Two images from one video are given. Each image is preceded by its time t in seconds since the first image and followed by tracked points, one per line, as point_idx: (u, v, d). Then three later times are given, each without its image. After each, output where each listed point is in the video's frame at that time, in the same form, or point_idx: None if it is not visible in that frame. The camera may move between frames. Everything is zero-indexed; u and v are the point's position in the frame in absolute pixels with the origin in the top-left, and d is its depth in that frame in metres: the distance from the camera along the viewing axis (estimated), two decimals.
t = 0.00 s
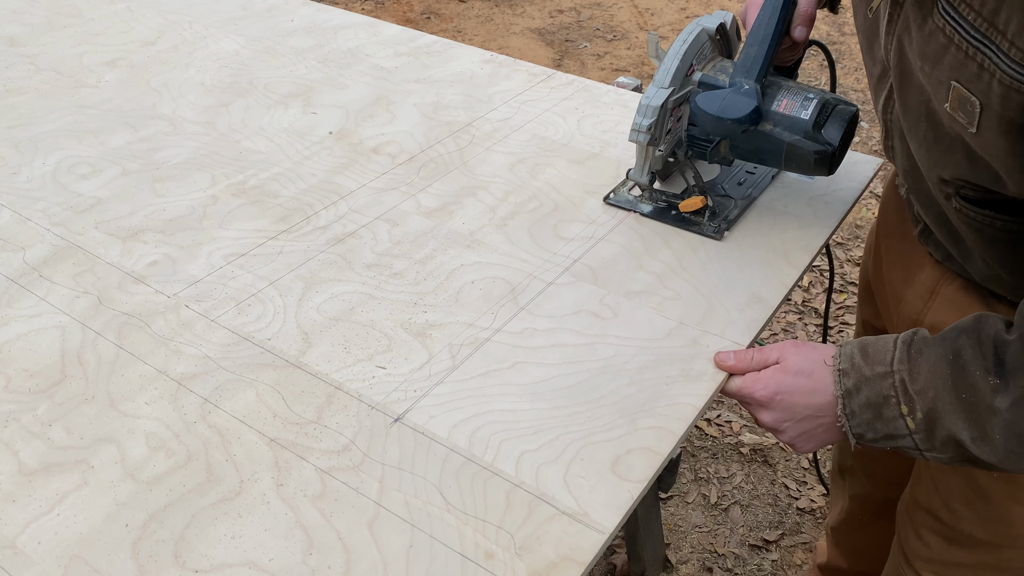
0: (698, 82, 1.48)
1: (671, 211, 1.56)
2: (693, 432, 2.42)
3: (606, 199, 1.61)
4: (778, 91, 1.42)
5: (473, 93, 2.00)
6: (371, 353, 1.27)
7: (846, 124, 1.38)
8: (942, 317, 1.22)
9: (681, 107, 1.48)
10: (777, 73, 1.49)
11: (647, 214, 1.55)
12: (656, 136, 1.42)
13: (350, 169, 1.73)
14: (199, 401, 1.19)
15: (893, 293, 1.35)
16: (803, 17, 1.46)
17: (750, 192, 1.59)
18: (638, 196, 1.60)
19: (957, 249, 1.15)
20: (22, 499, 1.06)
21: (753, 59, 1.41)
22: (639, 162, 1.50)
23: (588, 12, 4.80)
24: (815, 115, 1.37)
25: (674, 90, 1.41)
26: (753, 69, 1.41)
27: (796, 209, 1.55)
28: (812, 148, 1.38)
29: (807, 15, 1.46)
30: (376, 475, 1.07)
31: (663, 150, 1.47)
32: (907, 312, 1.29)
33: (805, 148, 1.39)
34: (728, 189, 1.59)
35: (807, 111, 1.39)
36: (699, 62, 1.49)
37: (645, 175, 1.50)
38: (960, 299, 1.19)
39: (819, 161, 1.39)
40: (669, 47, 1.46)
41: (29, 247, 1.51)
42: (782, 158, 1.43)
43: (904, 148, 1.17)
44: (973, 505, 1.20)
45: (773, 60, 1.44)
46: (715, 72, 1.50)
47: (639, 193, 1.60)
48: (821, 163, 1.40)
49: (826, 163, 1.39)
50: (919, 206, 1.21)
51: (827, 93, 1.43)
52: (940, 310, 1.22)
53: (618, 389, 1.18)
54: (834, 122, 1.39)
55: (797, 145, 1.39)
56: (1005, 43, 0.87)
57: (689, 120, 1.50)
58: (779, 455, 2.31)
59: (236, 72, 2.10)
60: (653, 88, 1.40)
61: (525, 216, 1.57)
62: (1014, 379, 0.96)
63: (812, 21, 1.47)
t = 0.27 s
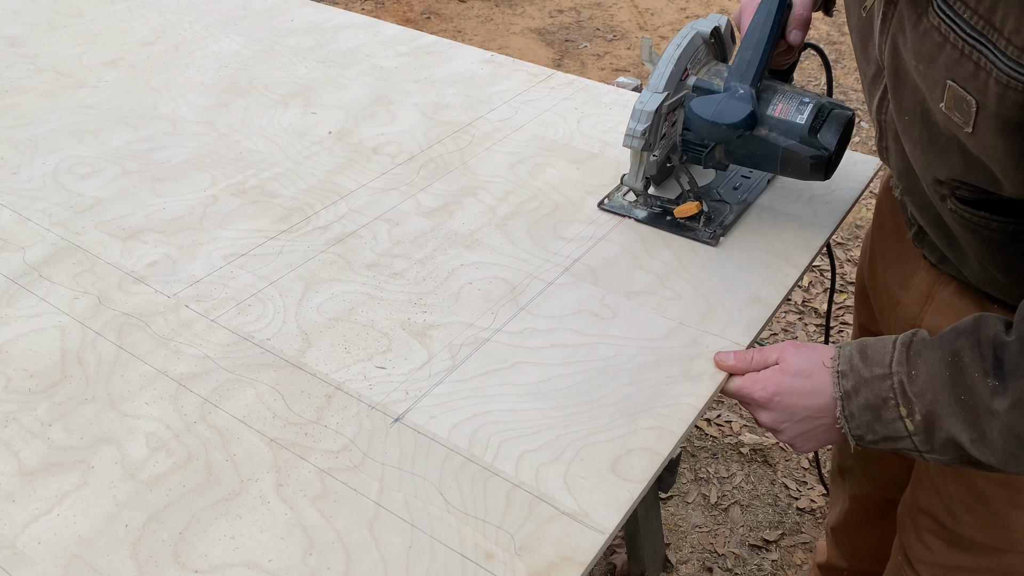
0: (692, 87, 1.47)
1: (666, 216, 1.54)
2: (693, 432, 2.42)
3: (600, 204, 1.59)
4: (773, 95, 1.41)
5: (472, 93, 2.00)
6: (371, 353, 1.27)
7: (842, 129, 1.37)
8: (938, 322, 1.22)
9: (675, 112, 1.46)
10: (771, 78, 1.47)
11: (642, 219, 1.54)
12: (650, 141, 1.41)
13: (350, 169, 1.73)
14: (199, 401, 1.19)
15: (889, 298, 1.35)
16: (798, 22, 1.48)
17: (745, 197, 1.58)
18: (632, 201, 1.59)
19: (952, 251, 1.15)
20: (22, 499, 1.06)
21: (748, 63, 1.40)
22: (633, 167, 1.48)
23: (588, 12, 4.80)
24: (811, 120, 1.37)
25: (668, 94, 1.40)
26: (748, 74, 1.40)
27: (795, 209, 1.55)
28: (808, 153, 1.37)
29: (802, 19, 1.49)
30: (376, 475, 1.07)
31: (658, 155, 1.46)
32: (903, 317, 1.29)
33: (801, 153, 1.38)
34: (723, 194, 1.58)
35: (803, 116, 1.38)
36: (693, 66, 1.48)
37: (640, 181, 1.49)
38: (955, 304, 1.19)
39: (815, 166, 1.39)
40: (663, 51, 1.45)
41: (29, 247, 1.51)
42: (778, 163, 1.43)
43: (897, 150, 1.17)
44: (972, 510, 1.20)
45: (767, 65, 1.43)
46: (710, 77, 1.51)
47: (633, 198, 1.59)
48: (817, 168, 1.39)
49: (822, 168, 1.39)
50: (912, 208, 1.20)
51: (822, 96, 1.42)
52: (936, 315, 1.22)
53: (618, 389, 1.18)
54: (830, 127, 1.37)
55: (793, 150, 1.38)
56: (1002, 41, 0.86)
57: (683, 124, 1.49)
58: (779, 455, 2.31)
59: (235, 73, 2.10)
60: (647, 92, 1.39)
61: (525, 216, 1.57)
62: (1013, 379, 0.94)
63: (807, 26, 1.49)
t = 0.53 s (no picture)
0: (686, 92, 1.46)
1: (660, 222, 1.53)
2: (693, 432, 2.42)
3: (594, 209, 1.57)
4: (768, 100, 1.40)
5: (472, 93, 2.00)
6: (371, 353, 1.27)
7: (836, 135, 1.37)
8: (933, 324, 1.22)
9: (669, 117, 1.46)
10: (765, 82, 1.46)
11: (635, 225, 1.53)
12: (644, 147, 1.41)
13: (350, 169, 1.73)
14: (199, 401, 1.19)
15: (885, 299, 1.35)
16: (793, 26, 1.48)
17: (740, 203, 1.56)
18: (626, 207, 1.58)
19: (947, 255, 1.15)
20: (22, 499, 1.06)
21: (742, 68, 1.40)
22: (627, 173, 1.48)
23: (588, 12, 4.80)
24: (805, 125, 1.36)
25: (662, 99, 1.40)
26: (742, 79, 1.39)
27: (795, 209, 1.55)
28: (803, 159, 1.36)
29: (797, 23, 1.49)
30: (376, 475, 1.07)
31: (651, 160, 1.46)
32: (898, 319, 1.29)
33: (796, 159, 1.37)
34: (718, 200, 1.57)
35: (797, 121, 1.36)
36: (686, 71, 1.46)
37: (633, 186, 1.49)
38: (949, 306, 1.19)
39: (810, 172, 1.37)
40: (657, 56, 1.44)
41: (29, 247, 1.51)
42: (773, 169, 1.40)
43: (890, 154, 1.16)
44: (970, 513, 1.20)
45: (762, 70, 1.42)
46: (704, 81, 1.48)
47: (627, 204, 1.57)
48: (813, 174, 1.37)
49: (817, 174, 1.37)
50: (906, 212, 1.20)
51: (817, 102, 1.42)
52: (931, 317, 1.22)
53: (618, 389, 1.18)
54: (825, 133, 1.37)
55: (788, 156, 1.37)
56: (996, 45, 0.86)
57: (677, 130, 1.50)
58: (779, 455, 2.31)
59: (236, 73, 2.10)
60: (640, 97, 1.39)
61: (525, 216, 1.57)
62: (1012, 383, 0.93)
63: (802, 30, 1.50)
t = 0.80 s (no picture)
0: (680, 97, 1.46)
1: (653, 228, 1.51)
2: (693, 432, 2.42)
3: (587, 216, 1.56)
4: (763, 105, 1.39)
5: (472, 93, 2.00)
6: (371, 353, 1.27)
7: (832, 140, 1.35)
8: (932, 329, 1.22)
9: (663, 122, 1.44)
10: (759, 87, 1.45)
11: (628, 231, 1.51)
12: (637, 152, 1.39)
13: (350, 169, 1.73)
14: (198, 401, 1.19)
15: (883, 304, 1.35)
16: (788, 30, 1.46)
17: (735, 209, 1.54)
18: (619, 213, 1.56)
19: (945, 261, 1.15)
20: (22, 499, 1.06)
21: (736, 73, 1.37)
22: (620, 179, 1.46)
23: (588, 12, 4.79)
24: (800, 131, 1.34)
25: (655, 104, 1.38)
26: (736, 84, 1.37)
27: (795, 209, 1.55)
28: (797, 165, 1.35)
29: (792, 28, 1.47)
30: (376, 475, 1.07)
31: (645, 166, 1.43)
32: (897, 323, 1.30)
33: (791, 164, 1.35)
34: (712, 205, 1.55)
35: (792, 127, 1.35)
36: (680, 76, 1.45)
37: (626, 193, 1.46)
38: (948, 312, 1.19)
39: (805, 178, 1.36)
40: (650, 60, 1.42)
41: (29, 247, 1.51)
42: (767, 175, 1.40)
43: (888, 160, 1.16)
44: (971, 517, 1.20)
45: (756, 74, 1.40)
46: (698, 86, 1.49)
47: (621, 210, 1.56)
48: (807, 180, 1.36)
49: (811, 180, 1.36)
50: (904, 218, 1.20)
51: (813, 107, 1.40)
52: (930, 322, 1.23)
53: (618, 389, 1.18)
54: (821, 138, 1.36)
55: (782, 162, 1.36)
56: (995, 53, 0.86)
57: (671, 135, 1.46)
58: (779, 455, 2.31)
59: (235, 73, 2.10)
60: (634, 103, 1.36)
61: (525, 216, 1.57)
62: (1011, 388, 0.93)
63: (797, 35, 1.47)
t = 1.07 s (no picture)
0: (673, 103, 1.43)
1: (646, 235, 1.50)
2: (693, 432, 2.42)
3: (579, 221, 1.55)
4: (757, 111, 1.37)
5: (472, 93, 2.00)
6: (371, 353, 1.27)
7: (827, 147, 1.34)
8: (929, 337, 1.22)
9: (656, 127, 1.44)
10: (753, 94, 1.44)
11: (620, 237, 1.49)
12: (629, 158, 1.38)
13: (350, 169, 1.73)
14: (198, 402, 1.19)
15: (880, 310, 1.35)
16: (783, 35, 1.46)
17: (729, 215, 1.53)
18: (612, 219, 1.55)
19: (940, 268, 1.15)
20: (21, 500, 1.06)
21: (730, 79, 1.36)
22: (613, 184, 1.47)
23: (588, 12, 4.79)
24: (794, 138, 1.33)
25: (648, 110, 1.37)
26: (730, 90, 1.35)
27: (795, 209, 1.55)
28: (791, 172, 1.33)
29: (787, 33, 1.47)
30: (376, 475, 1.07)
31: (637, 171, 1.44)
32: (894, 330, 1.30)
33: (785, 172, 1.34)
34: (706, 211, 1.54)
35: (786, 133, 1.34)
36: (673, 81, 1.44)
37: (619, 199, 1.47)
38: (945, 319, 1.19)
39: (799, 185, 1.34)
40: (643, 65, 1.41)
41: (29, 247, 1.51)
42: (761, 182, 1.38)
43: (882, 168, 1.15)
44: (965, 524, 1.20)
45: (750, 80, 1.39)
46: (691, 92, 1.45)
47: (614, 216, 1.55)
48: (802, 187, 1.34)
49: (806, 187, 1.34)
50: (900, 225, 1.20)
51: (808, 113, 1.39)
52: (926, 330, 1.22)
53: (617, 389, 1.18)
54: (815, 145, 1.34)
55: (776, 169, 1.34)
56: (986, 63, 0.85)
57: (664, 141, 1.47)
58: (779, 455, 2.31)
59: (236, 72, 2.10)
60: (626, 108, 1.36)
61: (525, 216, 1.57)
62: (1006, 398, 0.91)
63: (791, 40, 1.47)
